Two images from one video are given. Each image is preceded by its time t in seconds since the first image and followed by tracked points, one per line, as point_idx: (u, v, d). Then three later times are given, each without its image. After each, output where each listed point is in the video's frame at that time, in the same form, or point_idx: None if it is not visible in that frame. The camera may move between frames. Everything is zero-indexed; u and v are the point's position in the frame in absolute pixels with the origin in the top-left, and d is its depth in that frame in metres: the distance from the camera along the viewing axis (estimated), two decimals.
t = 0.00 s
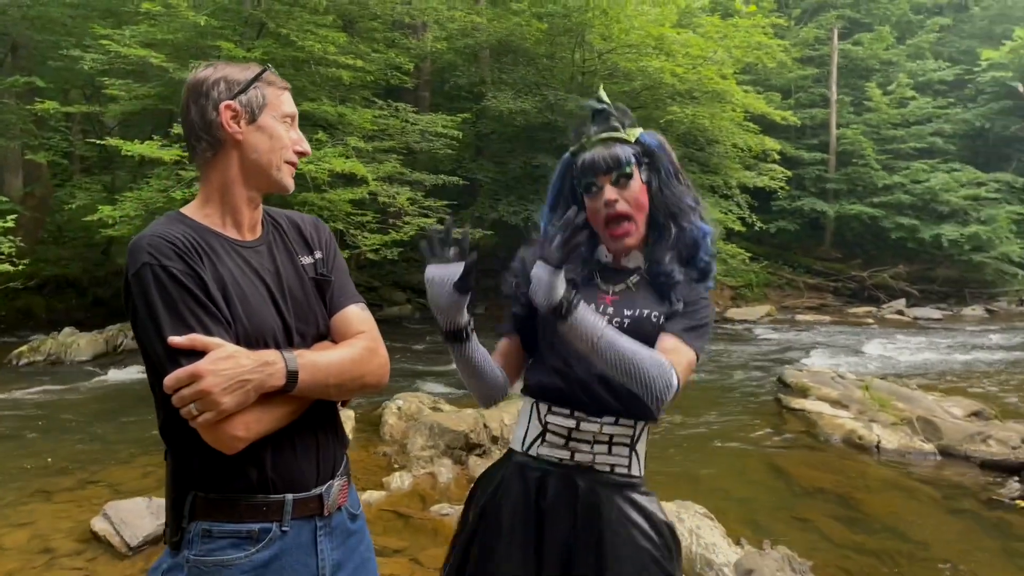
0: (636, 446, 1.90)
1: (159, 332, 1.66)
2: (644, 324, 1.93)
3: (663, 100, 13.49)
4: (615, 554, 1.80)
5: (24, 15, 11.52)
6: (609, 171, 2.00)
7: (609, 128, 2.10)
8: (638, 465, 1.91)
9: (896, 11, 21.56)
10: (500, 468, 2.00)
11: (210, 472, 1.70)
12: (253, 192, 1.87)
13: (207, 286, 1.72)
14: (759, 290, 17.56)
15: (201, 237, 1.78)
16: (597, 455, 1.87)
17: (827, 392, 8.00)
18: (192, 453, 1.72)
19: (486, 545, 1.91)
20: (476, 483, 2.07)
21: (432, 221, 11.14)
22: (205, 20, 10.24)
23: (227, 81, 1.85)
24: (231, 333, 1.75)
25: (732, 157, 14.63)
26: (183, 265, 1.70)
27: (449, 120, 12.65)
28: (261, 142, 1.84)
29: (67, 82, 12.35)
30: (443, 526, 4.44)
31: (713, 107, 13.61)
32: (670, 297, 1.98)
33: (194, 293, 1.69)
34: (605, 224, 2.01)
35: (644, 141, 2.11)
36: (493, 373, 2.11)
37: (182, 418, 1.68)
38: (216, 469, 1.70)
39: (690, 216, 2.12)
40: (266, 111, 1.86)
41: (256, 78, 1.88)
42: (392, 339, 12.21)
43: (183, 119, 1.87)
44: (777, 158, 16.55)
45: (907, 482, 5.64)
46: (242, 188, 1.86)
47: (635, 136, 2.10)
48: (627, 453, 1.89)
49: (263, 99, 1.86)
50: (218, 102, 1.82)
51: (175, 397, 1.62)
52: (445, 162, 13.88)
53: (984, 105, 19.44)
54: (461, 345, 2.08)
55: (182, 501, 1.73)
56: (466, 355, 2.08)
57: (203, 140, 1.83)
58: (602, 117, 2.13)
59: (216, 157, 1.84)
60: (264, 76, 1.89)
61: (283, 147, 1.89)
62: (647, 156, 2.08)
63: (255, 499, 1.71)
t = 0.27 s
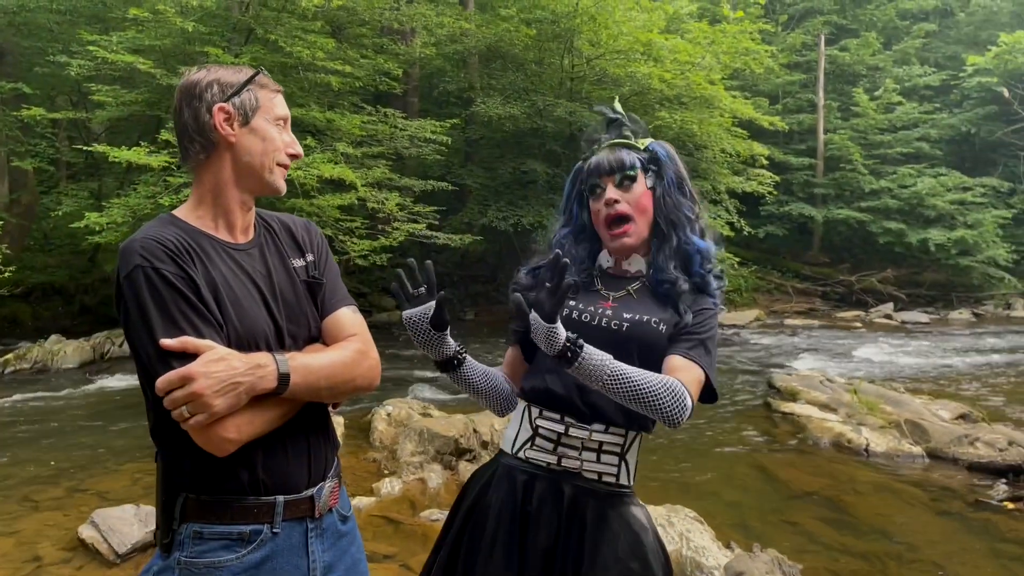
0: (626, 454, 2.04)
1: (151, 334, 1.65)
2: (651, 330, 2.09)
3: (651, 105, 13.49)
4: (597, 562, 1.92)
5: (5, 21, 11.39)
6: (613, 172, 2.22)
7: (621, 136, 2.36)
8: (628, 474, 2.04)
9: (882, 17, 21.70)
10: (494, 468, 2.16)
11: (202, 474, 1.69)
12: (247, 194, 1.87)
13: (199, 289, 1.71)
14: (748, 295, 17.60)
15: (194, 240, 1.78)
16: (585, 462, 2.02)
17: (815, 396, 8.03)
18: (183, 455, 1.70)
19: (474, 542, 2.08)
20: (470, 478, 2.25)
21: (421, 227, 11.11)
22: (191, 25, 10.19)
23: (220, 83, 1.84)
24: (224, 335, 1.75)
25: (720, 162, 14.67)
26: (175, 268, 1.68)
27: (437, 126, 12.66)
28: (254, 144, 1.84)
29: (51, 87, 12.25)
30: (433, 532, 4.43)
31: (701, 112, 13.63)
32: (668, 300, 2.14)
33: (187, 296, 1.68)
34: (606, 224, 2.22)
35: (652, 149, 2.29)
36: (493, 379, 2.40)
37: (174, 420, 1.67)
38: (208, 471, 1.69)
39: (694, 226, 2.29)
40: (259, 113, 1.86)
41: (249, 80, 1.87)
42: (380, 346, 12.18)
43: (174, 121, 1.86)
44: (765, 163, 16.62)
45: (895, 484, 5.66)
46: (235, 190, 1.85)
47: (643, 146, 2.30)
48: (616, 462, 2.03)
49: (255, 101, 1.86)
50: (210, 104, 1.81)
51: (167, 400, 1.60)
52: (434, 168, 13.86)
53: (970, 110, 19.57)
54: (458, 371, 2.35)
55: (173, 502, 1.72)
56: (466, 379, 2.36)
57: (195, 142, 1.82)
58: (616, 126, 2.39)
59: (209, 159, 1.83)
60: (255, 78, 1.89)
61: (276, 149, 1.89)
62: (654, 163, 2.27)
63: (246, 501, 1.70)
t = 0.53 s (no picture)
0: (610, 459, 1.99)
1: (143, 337, 1.63)
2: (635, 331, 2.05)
3: (647, 108, 13.51)
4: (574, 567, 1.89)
5: None
6: (598, 179, 2.19)
7: (603, 135, 2.33)
8: (613, 479, 1.99)
9: (877, 20, 21.73)
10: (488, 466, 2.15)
11: (193, 479, 1.68)
12: (240, 195, 1.86)
13: (191, 292, 1.70)
14: (744, 298, 17.61)
15: (187, 242, 1.77)
16: (568, 466, 1.99)
17: (812, 398, 8.03)
18: (175, 458, 1.69)
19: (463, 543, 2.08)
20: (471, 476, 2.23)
21: (417, 230, 11.11)
22: (186, 29, 10.19)
23: (211, 84, 1.83)
24: (216, 337, 1.73)
25: (716, 164, 14.67)
26: (168, 270, 1.67)
27: (434, 129, 12.64)
28: (246, 144, 1.83)
29: (46, 90, 12.23)
30: (429, 535, 4.41)
31: (697, 115, 13.65)
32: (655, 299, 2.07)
33: (179, 298, 1.67)
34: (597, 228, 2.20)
35: (635, 147, 2.29)
36: (512, 380, 2.36)
37: (166, 423, 1.66)
38: (200, 475, 1.68)
39: (684, 218, 2.22)
40: (250, 113, 1.85)
41: (240, 81, 1.87)
42: (377, 349, 12.16)
43: (166, 123, 1.85)
44: (761, 166, 16.63)
45: (892, 486, 5.66)
46: (228, 191, 1.85)
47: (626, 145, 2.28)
48: (600, 466, 1.98)
49: (247, 102, 1.85)
50: (201, 105, 1.80)
51: (159, 402, 1.59)
52: (430, 171, 13.86)
53: (965, 112, 19.60)
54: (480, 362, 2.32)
55: (165, 506, 1.70)
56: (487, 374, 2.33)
57: (188, 144, 1.81)
58: (598, 125, 2.36)
59: (201, 161, 1.83)
60: (245, 78, 1.88)
61: (268, 149, 1.88)
62: (639, 161, 2.24)
63: (239, 505, 1.69)
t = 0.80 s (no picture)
0: (616, 460, 1.97)
1: (134, 341, 1.62)
2: (641, 332, 2.03)
3: (649, 107, 13.50)
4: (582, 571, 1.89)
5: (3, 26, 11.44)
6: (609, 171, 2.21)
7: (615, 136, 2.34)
8: (619, 479, 1.98)
9: (880, 19, 21.70)
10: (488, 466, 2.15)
11: (187, 486, 1.66)
12: (230, 198, 1.85)
13: (183, 296, 1.69)
14: (747, 297, 17.59)
15: (178, 246, 1.76)
16: (573, 467, 1.97)
17: (815, 398, 8.01)
18: (167, 464, 1.67)
19: (465, 541, 2.08)
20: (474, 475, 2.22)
21: (419, 230, 11.10)
22: (188, 30, 10.20)
23: (199, 86, 1.82)
24: (208, 342, 1.72)
25: (719, 164, 14.66)
26: (159, 274, 1.67)
27: (435, 129, 12.65)
28: (236, 147, 1.82)
29: (49, 91, 12.25)
30: (431, 536, 4.40)
31: (700, 115, 13.63)
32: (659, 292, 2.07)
33: (170, 302, 1.66)
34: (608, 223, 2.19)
35: (647, 146, 2.28)
36: (513, 376, 2.32)
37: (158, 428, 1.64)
38: (194, 482, 1.66)
39: (692, 217, 2.23)
40: (240, 116, 1.84)
41: (229, 83, 1.85)
42: (379, 349, 12.15)
43: (155, 127, 1.84)
44: (764, 165, 16.61)
45: (895, 487, 5.64)
46: (219, 195, 1.84)
47: (638, 144, 2.28)
48: (606, 468, 1.97)
49: (237, 104, 1.83)
50: (190, 108, 1.79)
51: (151, 407, 1.58)
52: (432, 171, 13.87)
53: (968, 111, 19.56)
54: (480, 337, 2.31)
55: (160, 515, 1.69)
56: (482, 350, 2.31)
57: (178, 147, 1.80)
58: (610, 128, 2.37)
59: (191, 164, 1.82)
60: (236, 81, 1.87)
61: (259, 152, 1.87)
62: (650, 157, 2.25)
63: (234, 511, 1.68)
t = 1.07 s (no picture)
0: (630, 465, 1.97)
1: (127, 341, 1.61)
2: (659, 338, 2.02)
3: (657, 104, 13.44)
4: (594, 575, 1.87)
5: (12, 25, 11.48)
6: (628, 176, 2.15)
7: (627, 137, 2.29)
8: (631, 484, 1.97)
9: (889, 14, 21.58)
10: (494, 469, 2.14)
11: (186, 488, 1.65)
12: (222, 197, 1.83)
13: (175, 295, 1.68)
14: (755, 294, 17.53)
15: (171, 245, 1.75)
16: (586, 470, 1.96)
17: (825, 396, 7.96)
18: (166, 466, 1.66)
19: (474, 541, 2.05)
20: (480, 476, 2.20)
21: (427, 228, 11.09)
22: (196, 29, 10.21)
23: (188, 84, 1.81)
24: (203, 342, 1.71)
25: (727, 161, 14.60)
26: (151, 274, 1.65)
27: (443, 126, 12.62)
28: (227, 145, 1.80)
29: (58, 90, 12.28)
30: (439, 535, 4.39)
31: (708, 111, 13.56)
32: (681, 299, 2.06)
33: (161, 301, 1.64)
34: (627, 230, 2.14)
35: (662, 148, 2.25)
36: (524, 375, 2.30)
37: (154, 430, 1.63)
38: (192, 484, 1.65)
39: (711, 223, 2.23)
40: (230, 114, 1.82)
41: (218, 81, 1.84)
42: (387, 347, 12.15)
43: (146, 127, 1.83)
44: (773, 162, 16.53)
45: (906, 485, 5.60)
46: (211, 194, 1.82)
47: (653, 145, 2.25)
48: (620, 471, 1.95)
49: (226, 102, 1.82)
50: (179, 107, 1.78)
51: (145, 407, 1.57)
52: (440, 169, 13.84)
53: (979, 107, 19.43)
54: (494, 345, 2.31)
55: (158, 519, 1.68)
56: (496, 355, 2.30)
57: (168, 146, 1.79)
58: (621, 129, 2.32)
59: (183, 163, 1.80)
60: (226, 79, 1.85)
61: (251, 149, 1.85)
62: (666, 161, 2.24)
63: (234, 515, 1.67)
